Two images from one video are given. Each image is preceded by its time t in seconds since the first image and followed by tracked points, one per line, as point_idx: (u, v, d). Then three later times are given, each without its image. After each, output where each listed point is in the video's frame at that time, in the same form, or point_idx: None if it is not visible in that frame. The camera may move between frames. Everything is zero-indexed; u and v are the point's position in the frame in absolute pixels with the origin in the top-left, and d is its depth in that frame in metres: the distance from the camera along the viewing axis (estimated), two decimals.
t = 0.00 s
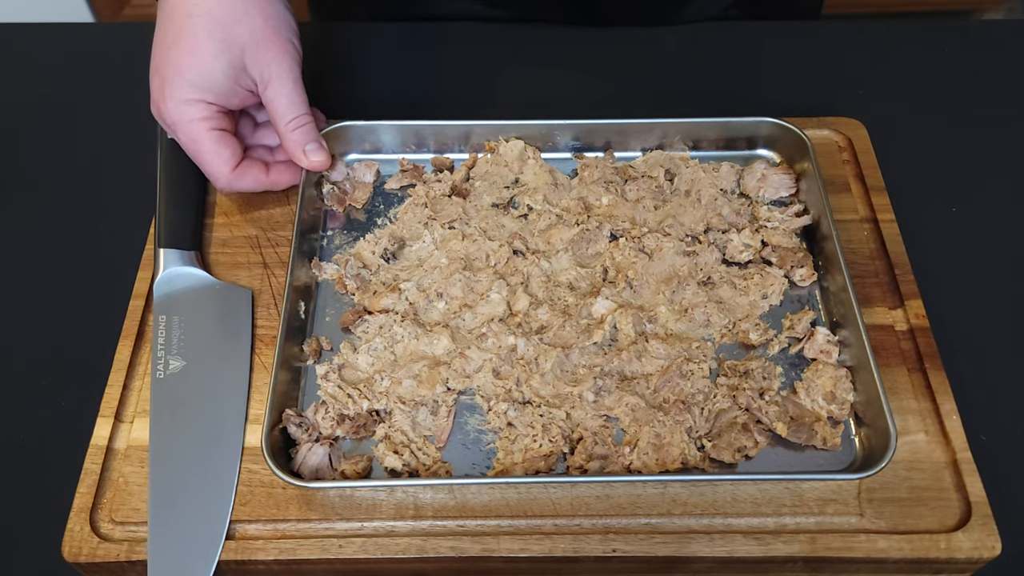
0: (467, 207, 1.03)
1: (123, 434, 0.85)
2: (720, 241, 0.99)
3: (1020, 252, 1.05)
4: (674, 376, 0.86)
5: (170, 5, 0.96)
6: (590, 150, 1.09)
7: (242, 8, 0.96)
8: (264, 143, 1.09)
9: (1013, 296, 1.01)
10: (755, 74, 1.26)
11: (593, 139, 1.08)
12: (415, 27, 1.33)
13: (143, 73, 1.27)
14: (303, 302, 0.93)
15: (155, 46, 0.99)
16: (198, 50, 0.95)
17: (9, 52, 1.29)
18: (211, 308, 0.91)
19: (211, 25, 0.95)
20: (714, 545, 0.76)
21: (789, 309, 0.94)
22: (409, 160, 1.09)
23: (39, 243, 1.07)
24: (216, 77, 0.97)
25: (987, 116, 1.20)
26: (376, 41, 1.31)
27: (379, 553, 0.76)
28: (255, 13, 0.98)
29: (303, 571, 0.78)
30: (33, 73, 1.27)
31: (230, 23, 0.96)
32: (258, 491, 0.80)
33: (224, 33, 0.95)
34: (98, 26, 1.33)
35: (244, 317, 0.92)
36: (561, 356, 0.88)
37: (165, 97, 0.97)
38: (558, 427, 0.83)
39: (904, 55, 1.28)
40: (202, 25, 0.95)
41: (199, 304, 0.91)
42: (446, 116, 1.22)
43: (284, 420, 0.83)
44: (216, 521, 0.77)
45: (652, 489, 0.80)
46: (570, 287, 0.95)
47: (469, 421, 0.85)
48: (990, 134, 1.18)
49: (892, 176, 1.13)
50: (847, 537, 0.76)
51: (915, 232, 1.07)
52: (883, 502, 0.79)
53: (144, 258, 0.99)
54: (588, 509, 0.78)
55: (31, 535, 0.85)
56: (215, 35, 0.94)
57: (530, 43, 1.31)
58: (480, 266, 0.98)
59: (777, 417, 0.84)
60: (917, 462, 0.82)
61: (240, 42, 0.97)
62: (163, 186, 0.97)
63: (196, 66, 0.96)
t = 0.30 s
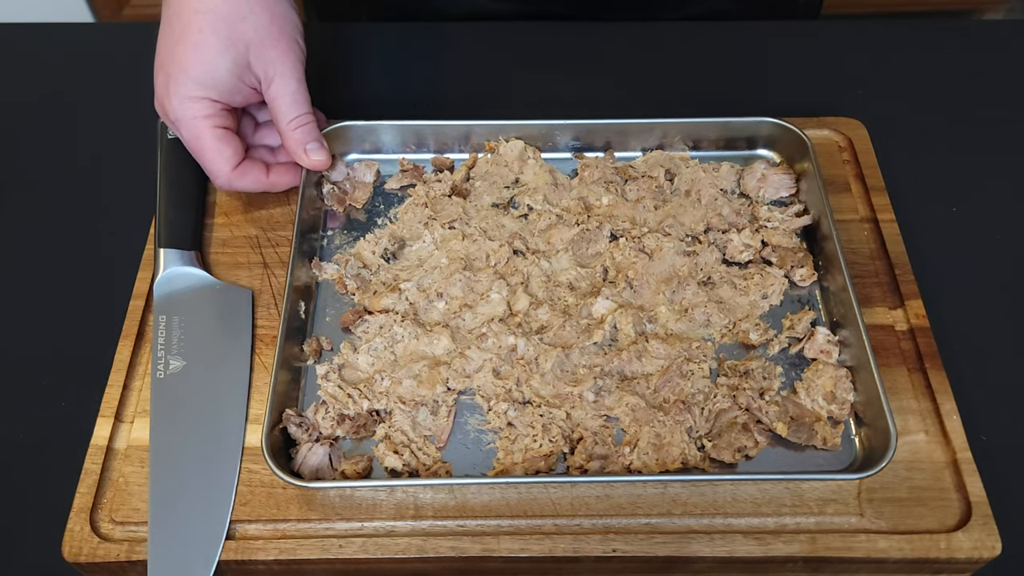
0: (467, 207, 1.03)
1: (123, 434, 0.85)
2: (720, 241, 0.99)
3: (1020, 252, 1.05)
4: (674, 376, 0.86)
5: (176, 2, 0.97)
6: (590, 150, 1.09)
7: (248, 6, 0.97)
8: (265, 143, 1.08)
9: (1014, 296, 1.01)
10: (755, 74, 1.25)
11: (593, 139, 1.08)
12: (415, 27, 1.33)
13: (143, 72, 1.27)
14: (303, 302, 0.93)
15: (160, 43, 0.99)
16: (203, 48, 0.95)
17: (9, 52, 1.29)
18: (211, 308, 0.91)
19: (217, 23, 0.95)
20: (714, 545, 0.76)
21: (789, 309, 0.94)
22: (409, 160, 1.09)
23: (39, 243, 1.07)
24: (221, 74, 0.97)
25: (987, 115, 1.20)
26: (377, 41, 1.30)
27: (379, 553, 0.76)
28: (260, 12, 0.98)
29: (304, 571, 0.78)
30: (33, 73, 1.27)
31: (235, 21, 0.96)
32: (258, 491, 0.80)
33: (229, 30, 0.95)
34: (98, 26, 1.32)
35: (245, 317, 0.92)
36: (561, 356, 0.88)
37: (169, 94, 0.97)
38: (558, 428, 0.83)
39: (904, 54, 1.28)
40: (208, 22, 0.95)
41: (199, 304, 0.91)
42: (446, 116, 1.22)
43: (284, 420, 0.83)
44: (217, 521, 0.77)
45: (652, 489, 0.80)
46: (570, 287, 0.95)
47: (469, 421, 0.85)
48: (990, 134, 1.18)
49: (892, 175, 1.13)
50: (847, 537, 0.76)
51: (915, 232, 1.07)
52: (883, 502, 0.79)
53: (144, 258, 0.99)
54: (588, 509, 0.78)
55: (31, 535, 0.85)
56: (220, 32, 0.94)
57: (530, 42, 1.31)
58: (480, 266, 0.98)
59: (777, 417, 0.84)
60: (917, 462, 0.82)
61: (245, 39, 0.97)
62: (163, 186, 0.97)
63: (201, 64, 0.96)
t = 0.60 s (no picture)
0: (467, 207, 1.03)
1: (123, 434, 0.85)
2: (720, 241, 0.99)
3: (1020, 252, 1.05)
4: (674, 376, 0.86)
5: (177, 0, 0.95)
6: (590, 150, 1.09)
7: (250, 6, 0.95)
8: (266, 140, 1.08)
9: (1013, 296, 1.01)
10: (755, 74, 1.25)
11: (592, 139, 1.08)
12: (415, 27, 1.33)
13: (143, 72, 1.27)
14: (303, 302, 0.93)
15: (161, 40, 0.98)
16: (204, 48, 0.94)
17: (9, 52, 1.29)
18: (211, 308, 0.91)
19: (218, 23, 0.93)
20: (713, 545, 0.76)
21: (789, 309, 0.94)
22: (409, 160, 1.09)
23: (39, 243, 1.07)
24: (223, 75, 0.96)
25: (987, 115, 1.20)
26: (378, 40, 1.30)
27: (379, 553, 0.76)
28: (262, 12, 0.97)
29: (304, 571, 0.78)
30: (33, 72, 1.27)
31: (236, 21, 0.94)
32: (258, 491, 0.80)
33: (230, 30, 0.94)
34: (98, 26, 1.32)
35: (245, 317, 0.92)
36: (561, 356, 0.88)
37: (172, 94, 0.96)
38: (558, 428, 0.83)
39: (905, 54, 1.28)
40: (210, 22, 0.93)
41: (198, 304, 0.91)
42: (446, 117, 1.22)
43: (284, 420, 0.83)
44: (218, 520, 0.77)
45: (652, 489, 0.80)
46: (569, 287, 0.95)
47: (469, 421, 0.85)
48: (990, 134, 1.18)
49: (892, 175, 1.13)
50: (847, 537, 0.76)
51: (915, 232, 1.07)
52: (883, 502, 0.79)
53: (144, 258, 0.99)
54: (588, 509, 0.78)
55: (31, 535, 0.85)
56: (222, 33, 0.93)
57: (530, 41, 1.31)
58: (480, 266, 0.98)
59: (777, 417, 0.84)
60: (917, 462, 0.82)
61: (247, 41, 0.95)
62: (163, 186, 0.97)
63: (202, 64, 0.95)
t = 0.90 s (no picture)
0: (467, 207, 1.03)
1: (123, 434, 0.85)
2: (720, 241, 0.99)
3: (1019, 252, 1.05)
4: (674, 376, 0.86)
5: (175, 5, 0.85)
6: (591, 150, 1.09)
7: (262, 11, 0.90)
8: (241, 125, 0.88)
9: (1013, 296, 1.01)
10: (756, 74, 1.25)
11: (593, 139, 1.08)
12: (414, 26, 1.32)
13: (143, 72, 1.27)
14: (303, 302, 0.93)
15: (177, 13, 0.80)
16: (241, 15, 0.78)
17: (9, 52, 1.29)
18: (211, 308, 0.91)
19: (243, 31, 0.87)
20: (713, 545, 0.76)
21: (789, 309, 0.94)
22: (408, 160, 1.09)
23: (39, 242, 1.07)
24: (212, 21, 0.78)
25: (987, 115, 1.20)
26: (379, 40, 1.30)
27: (379, 553, 0.76)
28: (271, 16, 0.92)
29: (304, 571, 0.78)
30: (33, 72, 1.27)
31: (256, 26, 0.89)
32: (258, 491, 0.80)
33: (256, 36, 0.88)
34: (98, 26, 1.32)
35: (245, 317, 0.92)
36: (561, 356, 0.88)
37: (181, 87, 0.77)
38: (558, 428, 0.83)
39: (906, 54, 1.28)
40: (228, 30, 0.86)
41: (198, 304, 0.91)
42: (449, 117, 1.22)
43: (283, 420, 0.83)
44: (219, 520, 0.77)
45: (652, 489, 0.80)
46: (570, 287, 0.95)
47: (469, 421, 0.85)
48: (990, 134, 1.18)
49: (893, 175, 1.13)
50: (847, 537, 0.76)
51: (915, 232, 1.07)
52: (884, 502, 0.79)
53: (144, 258, 0.99)
54: (588, 509, 0.78)
55: (31, 535, 0.85)
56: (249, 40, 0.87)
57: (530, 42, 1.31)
58: (480, 266, 0.97)
59: (778, 417, 0.84)
60: (917, 462, 0.82)
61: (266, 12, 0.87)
62: (163, 186, 0.97)
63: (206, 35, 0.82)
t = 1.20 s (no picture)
0: (467, 207, 1.03)
1: (123, 434, 0.85)
2: (720, 241, 0.99)
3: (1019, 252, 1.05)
4: (674, 376, 0.86)
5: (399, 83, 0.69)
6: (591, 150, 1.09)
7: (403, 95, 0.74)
8: None
9: (1013, 296, 1.01)
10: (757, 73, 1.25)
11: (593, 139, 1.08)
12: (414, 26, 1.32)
13: (143, 72, 1.26)
14: (303, 301, 0.93)
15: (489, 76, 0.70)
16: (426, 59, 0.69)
17: (9, 52, 1.29)
18: (211, 308, 0.91)
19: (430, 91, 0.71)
20: (714, 545, 0.76)
21: (789, 309, 0.94)
22: (409, 160, 1.09)
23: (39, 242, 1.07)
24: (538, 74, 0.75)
25: (987, 116, 1.20)
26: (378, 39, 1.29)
27: (379, 553, 0.76)
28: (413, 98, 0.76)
29: (304, 571, 0.78)
30: (33, 72, 1.27)
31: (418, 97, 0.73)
32: (258, 491, 0.80)
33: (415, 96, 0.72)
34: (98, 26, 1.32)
35: (244, 317, 0.92)
36: (561, 356, 0.88)
37: None
38: (558, 428, 0.83)
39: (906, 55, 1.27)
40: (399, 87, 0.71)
41: (199, 304, 0.91)
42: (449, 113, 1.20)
43: (284, 420, 0.83)
44: (219, 520, 0.77)
45: (652, 489, 0.80)
46: (570, 287, 0.95)
47: (469, 421, 0.85)
48: (990, 134, 1.18)
49: (893, 176, 1.13)
50: (847, 537, 0.76)
51: (915, 232, 1.07)
52: (884, 502, 0.79)
53: (144, 258, 0.99)
54: (589, 509, 0.78)
55: (31, 535, 0.85)
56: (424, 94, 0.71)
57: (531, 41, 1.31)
58: (480, 266, 0.97)
59: (778, 417, 0.84)
60: (917, 462, 0.82)
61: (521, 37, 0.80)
62: (163, 186, 0.97)
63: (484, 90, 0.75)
